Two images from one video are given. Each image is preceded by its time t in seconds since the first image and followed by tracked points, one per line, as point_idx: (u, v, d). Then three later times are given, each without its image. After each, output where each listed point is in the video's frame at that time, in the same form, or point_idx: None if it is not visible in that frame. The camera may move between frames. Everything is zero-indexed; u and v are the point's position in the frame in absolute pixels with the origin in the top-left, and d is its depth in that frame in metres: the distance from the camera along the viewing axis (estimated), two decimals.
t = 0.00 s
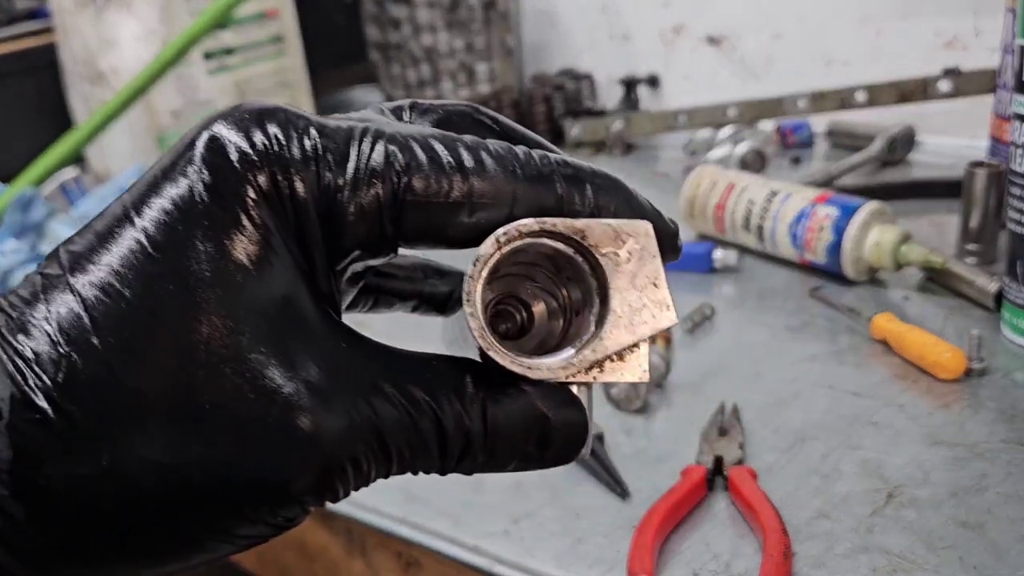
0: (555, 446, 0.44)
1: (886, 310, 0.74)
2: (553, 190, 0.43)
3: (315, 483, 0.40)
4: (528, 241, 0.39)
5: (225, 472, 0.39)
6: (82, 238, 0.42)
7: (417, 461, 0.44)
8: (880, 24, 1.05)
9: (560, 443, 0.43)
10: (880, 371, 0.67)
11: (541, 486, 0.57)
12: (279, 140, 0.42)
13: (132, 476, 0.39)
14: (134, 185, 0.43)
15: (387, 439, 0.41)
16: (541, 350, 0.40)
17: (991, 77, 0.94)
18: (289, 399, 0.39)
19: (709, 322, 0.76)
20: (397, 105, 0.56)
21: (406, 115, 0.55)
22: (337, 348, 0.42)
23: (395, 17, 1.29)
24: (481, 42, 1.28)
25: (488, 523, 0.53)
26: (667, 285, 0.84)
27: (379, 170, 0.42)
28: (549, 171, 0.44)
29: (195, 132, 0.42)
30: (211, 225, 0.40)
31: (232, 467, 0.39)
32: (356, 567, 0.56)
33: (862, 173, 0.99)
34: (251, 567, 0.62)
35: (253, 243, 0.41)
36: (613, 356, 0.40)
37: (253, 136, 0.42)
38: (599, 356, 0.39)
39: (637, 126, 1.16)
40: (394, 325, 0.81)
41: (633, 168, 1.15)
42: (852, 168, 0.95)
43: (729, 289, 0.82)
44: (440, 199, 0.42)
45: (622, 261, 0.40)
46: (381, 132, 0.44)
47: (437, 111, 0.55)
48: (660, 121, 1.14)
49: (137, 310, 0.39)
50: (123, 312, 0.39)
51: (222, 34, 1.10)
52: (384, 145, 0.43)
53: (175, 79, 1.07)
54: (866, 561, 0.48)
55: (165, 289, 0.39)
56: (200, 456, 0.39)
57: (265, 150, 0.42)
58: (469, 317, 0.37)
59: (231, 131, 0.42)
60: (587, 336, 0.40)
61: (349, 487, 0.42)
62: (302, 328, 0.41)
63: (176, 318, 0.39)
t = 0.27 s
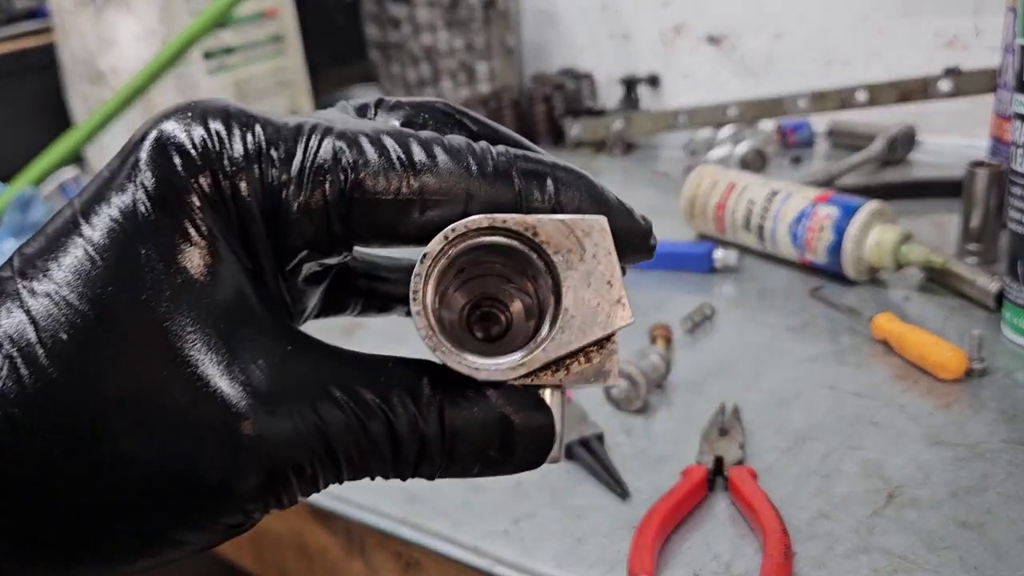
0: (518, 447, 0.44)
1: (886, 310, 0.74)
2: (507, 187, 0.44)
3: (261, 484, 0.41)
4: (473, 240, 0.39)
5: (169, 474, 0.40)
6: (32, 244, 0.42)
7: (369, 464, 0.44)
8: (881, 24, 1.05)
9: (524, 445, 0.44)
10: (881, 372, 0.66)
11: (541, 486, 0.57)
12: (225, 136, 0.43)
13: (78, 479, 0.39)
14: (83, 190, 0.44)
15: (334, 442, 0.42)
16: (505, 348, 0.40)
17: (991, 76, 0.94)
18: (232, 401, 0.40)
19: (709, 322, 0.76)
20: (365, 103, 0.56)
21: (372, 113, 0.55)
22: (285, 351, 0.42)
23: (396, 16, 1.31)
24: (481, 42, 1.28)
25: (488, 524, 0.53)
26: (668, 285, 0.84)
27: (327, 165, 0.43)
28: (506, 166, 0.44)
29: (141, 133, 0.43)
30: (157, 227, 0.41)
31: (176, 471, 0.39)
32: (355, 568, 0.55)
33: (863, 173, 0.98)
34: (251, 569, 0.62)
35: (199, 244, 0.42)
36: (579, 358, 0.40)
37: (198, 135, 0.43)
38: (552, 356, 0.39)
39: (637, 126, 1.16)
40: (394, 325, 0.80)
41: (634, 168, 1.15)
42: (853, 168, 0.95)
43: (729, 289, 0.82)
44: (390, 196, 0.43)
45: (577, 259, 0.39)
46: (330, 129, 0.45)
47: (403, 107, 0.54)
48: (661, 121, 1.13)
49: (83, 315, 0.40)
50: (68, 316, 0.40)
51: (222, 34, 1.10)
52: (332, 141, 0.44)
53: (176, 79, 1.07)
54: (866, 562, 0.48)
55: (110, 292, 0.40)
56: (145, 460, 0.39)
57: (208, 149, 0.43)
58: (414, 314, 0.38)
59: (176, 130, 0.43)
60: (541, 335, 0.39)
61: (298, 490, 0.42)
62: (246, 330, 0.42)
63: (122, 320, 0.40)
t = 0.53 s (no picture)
0: (477, 478, 0.44)
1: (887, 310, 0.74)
2: (480, 226, 0.45)
3: (220, 510, 0.41)
4: (442, 278, 0.39)
5: (131, 500, 0.40)
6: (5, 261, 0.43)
7: (329, 494, 0.44)
8: (881, 23, 1.05)
9: (483, 473, 0.44)
10: (881, 372, 0.66)
11: (541, 486, 0.56)
12: (204, 166, 0.44)
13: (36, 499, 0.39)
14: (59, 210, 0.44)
15: (295, 472, 0.42)
16: (466, 382, 0.40)
17: (991, 76, 0.94)
18: (197, 430, 0.40)
19: (709, 322, 0.76)
20: (341, 132, 0.56)
21: (346, 143, 0.55)
22: (249, 381, 0.43)
23: (396, 16, 1.31)
24: (481, 42, 1.26)
25: (488, 524, 0.53)
26: (667, 285, 0.83)
27: (304, 198, 0.44)
28: (480, 206, 0.45)
29: (123, 158, 0.44)
30: (127, 253, 0.42)
31: (137, 497, 0.40)
32: (355, 567, 0.55)
33: (864, 173, 0.98)
34: (252, 570, 0.62)
35: (167, 271, 0.42)
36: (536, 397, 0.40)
37: (175, 163, 0.44)
38: (510, 399, 0.39)
39: (637, 125, 1.16)
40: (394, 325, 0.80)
41: (634, 168, 1.15)
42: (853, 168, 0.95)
43: (729, 289, 0.82)
44: (364, 230, 0.44)
45: (542, 306, 0.39)
46: (308, 161, 0.45)
47: (379, 139, 0.55)
48: (661, 120, 1.13)
49: (48, 338, 0.40)
50: (34, 338, 0.40)
51: (222, 34, 1.10)
52: (309, 175, 0.44)
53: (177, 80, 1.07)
54: (867, 562, 0.48)
55: (79, 316, 0.40)
56: (106, 486, 0.39)
57: (185, 177, 0.43)
58: (378, 347, 0.38)
59: (155, 157, 0.44)
60: (501, 377, 0.39)
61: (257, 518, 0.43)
62: (212, 358, 0.42)
63: (89, 345, 0.40)
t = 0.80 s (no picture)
0: (441, 466, 0.45)
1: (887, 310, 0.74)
2: (462, 219, 0.42)
3: (180, 503, 0.42)
4: (418, 278, 0.38)
5: (88, 492, 0.40)
6: None
7: (291, 484, 0.45)
8: (881, 23, 1.05)
9: (447, 461, 0.45)
10: (881, 372, 0.66)
11: (541, 486, 0.56)
12: (172, 146, 0.42)
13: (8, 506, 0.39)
14: (18, 185, 0.42)
15: (256, 464, 0.43)
16: (437, 377, 0.41)
17: (991, 76, 0.94)
18: (158, 423, 0.40)
19: (709, 322, 0.76)
20: (320, 102, 0.53)
21: (325, 116, 0.53)
22: (213, 372, 0.43)
23: (396, 16, 1.31)
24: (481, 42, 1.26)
25: (488, 524, 0.53)
26: (667, 286, 0.83)
27: (277, 188, 0.42)
28: (464, 198, 0.43)
29: (90, 133, 0.42)
30: (87, 241, 0.40)
31: (94, 490, 0.40)
32: (355, 568, 0.55)
33: (864, 173, 0.98)
34: (251, 570, 0.62)
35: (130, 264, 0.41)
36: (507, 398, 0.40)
37: (142, 143, 0.42)
38: (480, 405, 0.39)
39: (637, 125, 1.16)
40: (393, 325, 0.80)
41: (634, 168, 1.15)
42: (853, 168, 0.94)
43: (729, 289, 0.81)
44: (339, 222, 0.42)
45: (518, 315, 0.39)
46: (283, 145, 0.43)
47: (362, 112, 0.53)
48: (661, 120, 1.13)
49: (3, 326, 0.39)
50: None
51: (222, 33, 1.10)
52: (284, 161, 0.42)
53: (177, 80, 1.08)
54: (867, 562, 0.48)
55: (36, 305, 0.39)
56: (60, 478, 0.39)
57: (152, 157, 0.42)
58: (349, 348, 0.38)
59: (122, 135, 0.42)
60: (471, 381, 0.39)
61: (217, 510, 0.43)
62: (174, 353, 0.41)
63: (46, 336, 0.39)
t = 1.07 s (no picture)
0: (420, 450, 0.45)
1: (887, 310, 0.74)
2: (437, 202, 0.42)
3: (152, 491, 0.41)
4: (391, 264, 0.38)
5: (59, 478, 0.40)
6: None
7: (267, 470, 0.44)
8: (882, 23, 1.05)
9: (425, 446, 0.45)
10: (881, 372, 0.66)
11: (541, 486, 0.56)
12: (142, 131, 0.42)
13: None
14: None
15: (231, 451, 0.43)
16: (415, 362, 0.41)
17: (991, 76, 0.94)
18: (129, 410, 0.40)
19: (709, 322, 0.76)
20: (296, 84, 0.52)
21: (300, 99, 0.51)
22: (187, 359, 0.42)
23: (396, 16, 1.30)
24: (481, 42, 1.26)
25: (488, 524, 0.53)
26: (667, 286, 0.83)
27: (248, 172, 0.41)
28: (437, 181, 0.43)
29: (59, 117, 0.42)
30: (57, 228, 0.40)
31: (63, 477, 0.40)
32: (355, 568, 0.55)
33: (865, 173, 0.98)
34: (251, 570, 0.62)
35: (101, 252, 0.41)
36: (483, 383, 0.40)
37: (110, 129, 0.42)
38: (454, 391, 0.39)
39: (637, 126, 1.16)
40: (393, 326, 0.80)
41: (634, 167, 1.15)
42: (853, 168, 0.94)
43: (729, 289, 0.81)
44: (312, 206, 0.42)
45: (492, 301, 0.38)
46: (253, 129, 0.43)
47: (339, 96, 0.50)
48: (661, 120, 1.13)
49: None
50: None
51: (222, 33, 1.10)
52: (255, 147, 0.42)
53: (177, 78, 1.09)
54: (867, 562, 0.48)
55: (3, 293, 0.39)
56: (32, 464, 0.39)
57: (123, 143, 0.42)
58: (321, 334, 0.38)
59: (92, 121, 0.42)
60: (446, 366, 0.39)
61: (190, 497, 0.43)
62: (145, 338, 0.42)
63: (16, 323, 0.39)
